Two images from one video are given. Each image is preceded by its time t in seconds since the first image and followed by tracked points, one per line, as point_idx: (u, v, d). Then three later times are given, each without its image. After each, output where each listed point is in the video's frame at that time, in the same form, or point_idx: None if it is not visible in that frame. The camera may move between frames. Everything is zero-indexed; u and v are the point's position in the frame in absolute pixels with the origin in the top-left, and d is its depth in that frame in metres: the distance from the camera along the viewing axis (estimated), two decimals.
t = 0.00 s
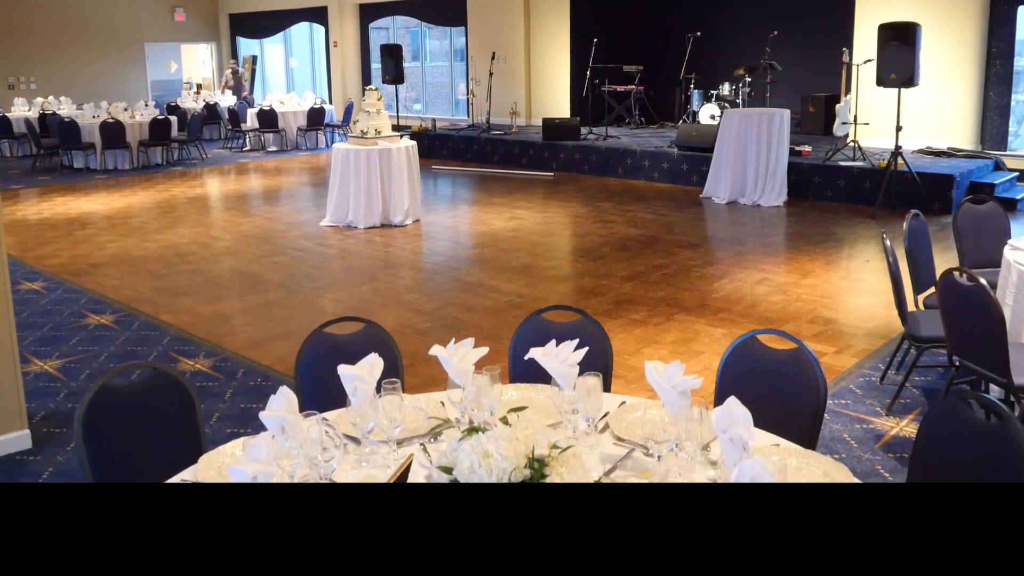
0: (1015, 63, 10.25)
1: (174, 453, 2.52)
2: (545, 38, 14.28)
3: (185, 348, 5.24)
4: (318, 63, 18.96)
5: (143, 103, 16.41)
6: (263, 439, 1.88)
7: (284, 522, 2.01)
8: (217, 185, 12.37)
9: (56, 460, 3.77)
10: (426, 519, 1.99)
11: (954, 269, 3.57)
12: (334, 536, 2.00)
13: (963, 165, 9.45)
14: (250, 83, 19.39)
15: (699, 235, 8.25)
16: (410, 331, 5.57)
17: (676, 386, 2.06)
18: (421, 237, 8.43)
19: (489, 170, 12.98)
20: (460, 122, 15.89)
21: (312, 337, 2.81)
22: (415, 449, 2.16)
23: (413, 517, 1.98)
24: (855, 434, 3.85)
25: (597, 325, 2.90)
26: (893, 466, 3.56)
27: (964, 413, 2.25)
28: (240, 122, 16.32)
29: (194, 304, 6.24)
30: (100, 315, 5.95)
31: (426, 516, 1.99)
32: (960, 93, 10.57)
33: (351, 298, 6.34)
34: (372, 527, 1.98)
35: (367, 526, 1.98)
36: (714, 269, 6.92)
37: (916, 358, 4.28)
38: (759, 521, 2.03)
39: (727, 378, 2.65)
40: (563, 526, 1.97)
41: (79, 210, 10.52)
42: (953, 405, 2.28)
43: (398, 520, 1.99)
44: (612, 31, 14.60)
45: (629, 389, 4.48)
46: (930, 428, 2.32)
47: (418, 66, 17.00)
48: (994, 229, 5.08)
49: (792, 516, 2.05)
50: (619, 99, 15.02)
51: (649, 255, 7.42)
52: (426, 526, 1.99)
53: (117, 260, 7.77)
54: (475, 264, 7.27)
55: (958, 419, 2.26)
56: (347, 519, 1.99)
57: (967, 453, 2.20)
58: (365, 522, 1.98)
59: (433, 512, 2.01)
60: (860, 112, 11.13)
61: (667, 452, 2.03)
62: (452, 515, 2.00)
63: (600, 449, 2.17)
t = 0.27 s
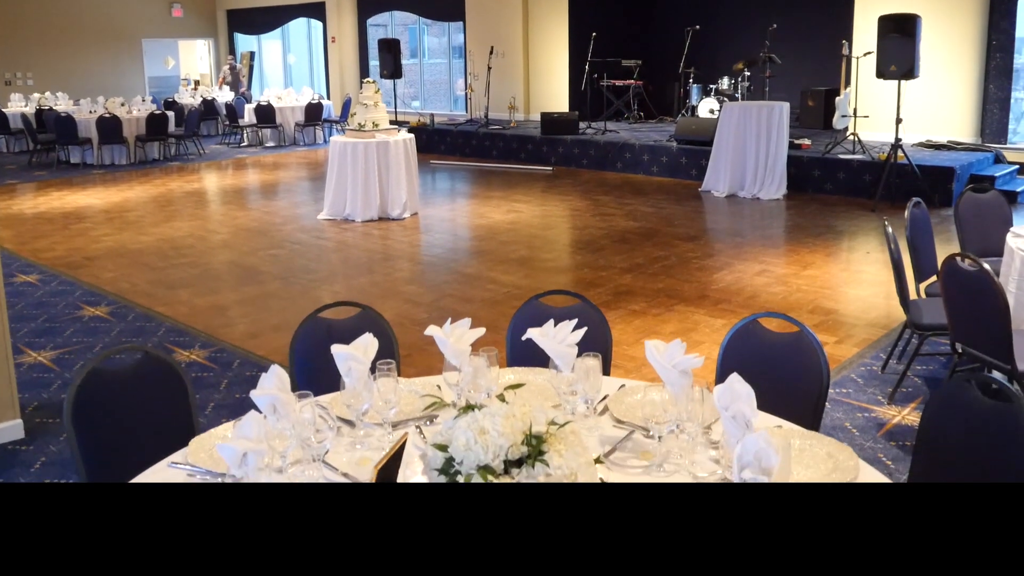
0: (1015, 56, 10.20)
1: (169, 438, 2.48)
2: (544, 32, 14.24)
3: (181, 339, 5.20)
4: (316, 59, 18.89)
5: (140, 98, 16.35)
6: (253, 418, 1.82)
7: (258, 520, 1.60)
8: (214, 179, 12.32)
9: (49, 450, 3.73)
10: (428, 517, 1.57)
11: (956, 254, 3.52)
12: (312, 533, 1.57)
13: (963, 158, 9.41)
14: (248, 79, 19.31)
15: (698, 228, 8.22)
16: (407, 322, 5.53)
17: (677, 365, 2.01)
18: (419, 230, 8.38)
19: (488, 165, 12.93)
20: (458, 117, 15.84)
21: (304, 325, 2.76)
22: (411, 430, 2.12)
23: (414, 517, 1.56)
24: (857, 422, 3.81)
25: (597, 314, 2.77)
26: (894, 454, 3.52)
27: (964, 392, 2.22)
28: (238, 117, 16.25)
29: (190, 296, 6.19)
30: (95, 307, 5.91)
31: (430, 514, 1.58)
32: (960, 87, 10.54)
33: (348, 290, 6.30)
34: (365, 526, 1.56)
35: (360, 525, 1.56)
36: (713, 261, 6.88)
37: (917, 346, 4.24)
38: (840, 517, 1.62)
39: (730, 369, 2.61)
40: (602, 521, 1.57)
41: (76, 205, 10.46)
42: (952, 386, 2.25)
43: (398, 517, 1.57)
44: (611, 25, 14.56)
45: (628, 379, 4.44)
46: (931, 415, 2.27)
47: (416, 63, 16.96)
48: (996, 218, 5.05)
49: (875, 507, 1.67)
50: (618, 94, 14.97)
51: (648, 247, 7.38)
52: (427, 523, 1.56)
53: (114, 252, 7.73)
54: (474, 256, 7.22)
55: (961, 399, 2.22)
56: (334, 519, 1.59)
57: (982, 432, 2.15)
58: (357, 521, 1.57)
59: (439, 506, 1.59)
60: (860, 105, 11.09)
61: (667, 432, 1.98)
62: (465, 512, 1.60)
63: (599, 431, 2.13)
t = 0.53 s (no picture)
0: (1016, 49, 10.16)
1: (159, 420, 2.44)
2: (543, 28, 14.21)
3: (177, 331, 5.16)
4: (314, 55, 18.83)
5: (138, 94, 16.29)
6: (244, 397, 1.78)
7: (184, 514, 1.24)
8: (212, 175, 12.27)
9: (43, 440, 3.69)
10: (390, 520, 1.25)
11: (957, 241, 3.48)
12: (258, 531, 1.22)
13: (963, 151, 9.37)
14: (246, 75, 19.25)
15: (697, 221, 8.18)
16: (404, 313, 5.50)
17: (677, 344, 1.97)
18: (417, 224, 8.35)
19: (486, 160, 12.88)
20: (456, 113, 15.80)
21: (299, 310, 2.72)
22: (406, 412, 2.09)
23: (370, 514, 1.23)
24: (858, 411, 3.77)
25: (595, 304, 2.64)
26: (896, 442, 3.49)
27: (971, 371, 2.17)
28: (236, 113, 16.20)
29: (187, 289, 6.16)
30: (91, 299, 5.87)
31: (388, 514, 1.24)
32: (959, 80, 10.51)
33: (345, 283, 6.26)
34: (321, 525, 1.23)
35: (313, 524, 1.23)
36: (712, 253, 6.84)
37: (918, 335, 4.21)
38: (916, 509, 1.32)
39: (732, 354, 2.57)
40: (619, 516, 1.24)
41: (73, 200, 10.43)
42: (957, 366, 2.20)
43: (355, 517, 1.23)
44: (610, 20, 14.52)
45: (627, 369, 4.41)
46: (938, 395, 2.22)
47: (415, 61, 16.92)
48: (998, 207, 5.02)
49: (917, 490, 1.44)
50: (617, 89, 14.93)
51: (647, 240, 7.34)
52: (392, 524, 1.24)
53: (110, 246, 7.69)
54: (472, 249, 7.19)
55: (968, 378, 2.17)
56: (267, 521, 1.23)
57: (991, 408, 2.10)
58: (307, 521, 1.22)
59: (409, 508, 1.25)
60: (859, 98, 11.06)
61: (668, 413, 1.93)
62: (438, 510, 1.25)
63: (598, 413, 2.09)
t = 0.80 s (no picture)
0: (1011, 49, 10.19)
1: (147, 410, 2.41)
2: (539, 26, 14.21)
3: (169, 325, 5.12)
4: (309, 53, 18.80)
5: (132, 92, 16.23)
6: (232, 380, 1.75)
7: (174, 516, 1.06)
8: (207, 173, 12.21)
9: (32, 434, 3.65)
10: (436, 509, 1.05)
11: (954, 230, 3.47)
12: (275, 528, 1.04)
13: (958, 148, 9.36)
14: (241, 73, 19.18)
15: (693, 217, 8.16)
16: (399, 307, 5.47)
17: (673, 326, 1.94)
18: (411, 220, 8.31)
19: (481, 157, 12.86)
20: (451, 111, 15.77)
21: (291, 299, 2.68)
22: (397, 397, 2.05)
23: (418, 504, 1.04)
24: (854, 402, 3.75)
25: (589, 288, 2.58)
26: (893, 433, 3.47)
27: (969, 356, 2.14)
28: (230, 111, 16.14)
29: (180, 284, 6.12)
30: (83, 294, 5.83)
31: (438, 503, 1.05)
32: (954, 77, 10.50)
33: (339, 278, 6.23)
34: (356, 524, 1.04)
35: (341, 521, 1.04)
36: (708, 248, 6.82)
37: (915, 327, 4.19)
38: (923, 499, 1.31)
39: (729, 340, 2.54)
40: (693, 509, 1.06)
41: (67, 196, 10.38)
42: (955, 350, 2.17)
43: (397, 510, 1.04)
44: (606, 18, 14.49)
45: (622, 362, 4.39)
46: (935, 380, 2.18)
47: (410, 61, 16.92)
48: (994, 201, 5.01)
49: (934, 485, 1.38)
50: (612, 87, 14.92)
51: (642, 235, 7.32)
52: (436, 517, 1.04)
53: (103, 242, 7.65)
54: (467, 245, 7.16)
55: (965, 361, 2.14)
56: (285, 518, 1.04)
57: (990, 392, 2.07)
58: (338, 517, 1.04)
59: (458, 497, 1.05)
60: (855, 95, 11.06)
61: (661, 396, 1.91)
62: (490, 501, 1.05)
63: (592, 399, 2.06)
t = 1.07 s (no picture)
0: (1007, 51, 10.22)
1: (133, 398, 2.37)
2: (535, 24, 14.17)
3: (162, 321, 5.08)
4: (304, 52, 18.74)
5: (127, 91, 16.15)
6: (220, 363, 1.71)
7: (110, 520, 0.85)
8: (202, 171, 12.16)
9: (21, 430, 3.60)
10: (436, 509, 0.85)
11: (953, 222, 3.42)
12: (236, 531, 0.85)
13: (955, 145, 9.35)
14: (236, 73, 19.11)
15: (689, 214, 8.13)
16: (395, 303, 5.44)
17: (669, 311, 1.90)
18: (407, 217, 8.28)
19: (477, 156, 12.81)
20: (447, 110, 15.71)
21: (281, 289, 2.63)
22: (390, 384, 2.01)
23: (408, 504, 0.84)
24: (852, 396, 3.72)
25: (584, 275, 2.53)
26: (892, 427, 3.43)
27: (973, 343, 2.11)
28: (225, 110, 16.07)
29: (173, 281, 6.07)
30: (75, 291, 5.77)
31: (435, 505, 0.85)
32: (951, 75, 10.50)
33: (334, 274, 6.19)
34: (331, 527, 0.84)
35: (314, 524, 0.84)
36: (705, 245, 6.80)
37: (914, 322, 4.16)
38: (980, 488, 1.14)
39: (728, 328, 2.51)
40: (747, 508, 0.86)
41: (60, 195, 10.33)
42: (957, 338, 2.14)
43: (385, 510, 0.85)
44: (602, 15, 14.44)
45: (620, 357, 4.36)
46: (938, 370, 2.16)
47: (406, 62, 16.90)
48: (992, 195, 4.98)
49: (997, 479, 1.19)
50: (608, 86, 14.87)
51: (639, 232, 7.29)
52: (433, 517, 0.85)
53: (96, 239, 7.60)
54: (463, 241, 7.12)
55: (968, 349, 2.10)
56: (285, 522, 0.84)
57: (995, 378, 2.03)
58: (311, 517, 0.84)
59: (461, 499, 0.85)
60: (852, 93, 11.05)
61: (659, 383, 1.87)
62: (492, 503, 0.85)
63: (588, 385, 2.03)
